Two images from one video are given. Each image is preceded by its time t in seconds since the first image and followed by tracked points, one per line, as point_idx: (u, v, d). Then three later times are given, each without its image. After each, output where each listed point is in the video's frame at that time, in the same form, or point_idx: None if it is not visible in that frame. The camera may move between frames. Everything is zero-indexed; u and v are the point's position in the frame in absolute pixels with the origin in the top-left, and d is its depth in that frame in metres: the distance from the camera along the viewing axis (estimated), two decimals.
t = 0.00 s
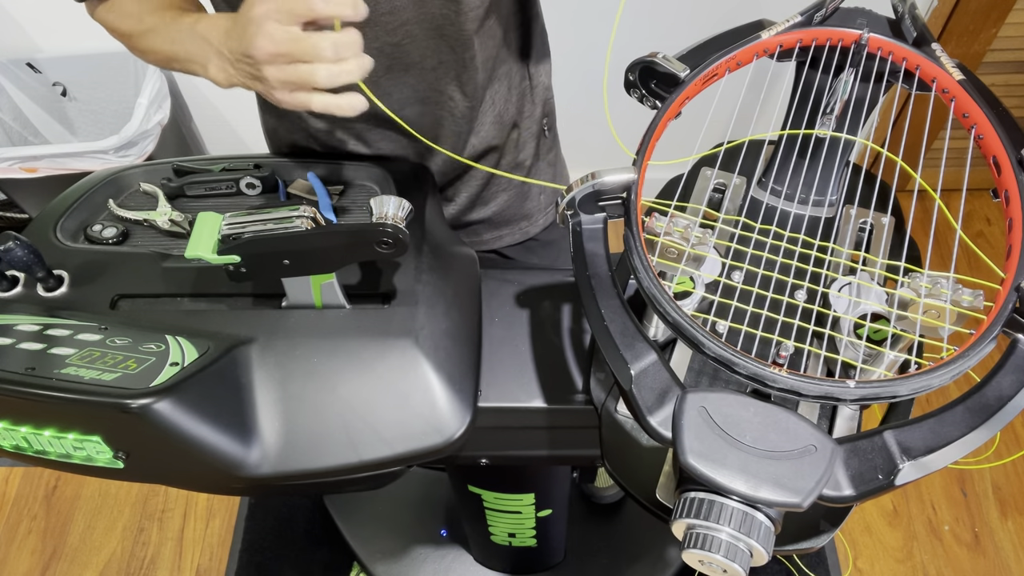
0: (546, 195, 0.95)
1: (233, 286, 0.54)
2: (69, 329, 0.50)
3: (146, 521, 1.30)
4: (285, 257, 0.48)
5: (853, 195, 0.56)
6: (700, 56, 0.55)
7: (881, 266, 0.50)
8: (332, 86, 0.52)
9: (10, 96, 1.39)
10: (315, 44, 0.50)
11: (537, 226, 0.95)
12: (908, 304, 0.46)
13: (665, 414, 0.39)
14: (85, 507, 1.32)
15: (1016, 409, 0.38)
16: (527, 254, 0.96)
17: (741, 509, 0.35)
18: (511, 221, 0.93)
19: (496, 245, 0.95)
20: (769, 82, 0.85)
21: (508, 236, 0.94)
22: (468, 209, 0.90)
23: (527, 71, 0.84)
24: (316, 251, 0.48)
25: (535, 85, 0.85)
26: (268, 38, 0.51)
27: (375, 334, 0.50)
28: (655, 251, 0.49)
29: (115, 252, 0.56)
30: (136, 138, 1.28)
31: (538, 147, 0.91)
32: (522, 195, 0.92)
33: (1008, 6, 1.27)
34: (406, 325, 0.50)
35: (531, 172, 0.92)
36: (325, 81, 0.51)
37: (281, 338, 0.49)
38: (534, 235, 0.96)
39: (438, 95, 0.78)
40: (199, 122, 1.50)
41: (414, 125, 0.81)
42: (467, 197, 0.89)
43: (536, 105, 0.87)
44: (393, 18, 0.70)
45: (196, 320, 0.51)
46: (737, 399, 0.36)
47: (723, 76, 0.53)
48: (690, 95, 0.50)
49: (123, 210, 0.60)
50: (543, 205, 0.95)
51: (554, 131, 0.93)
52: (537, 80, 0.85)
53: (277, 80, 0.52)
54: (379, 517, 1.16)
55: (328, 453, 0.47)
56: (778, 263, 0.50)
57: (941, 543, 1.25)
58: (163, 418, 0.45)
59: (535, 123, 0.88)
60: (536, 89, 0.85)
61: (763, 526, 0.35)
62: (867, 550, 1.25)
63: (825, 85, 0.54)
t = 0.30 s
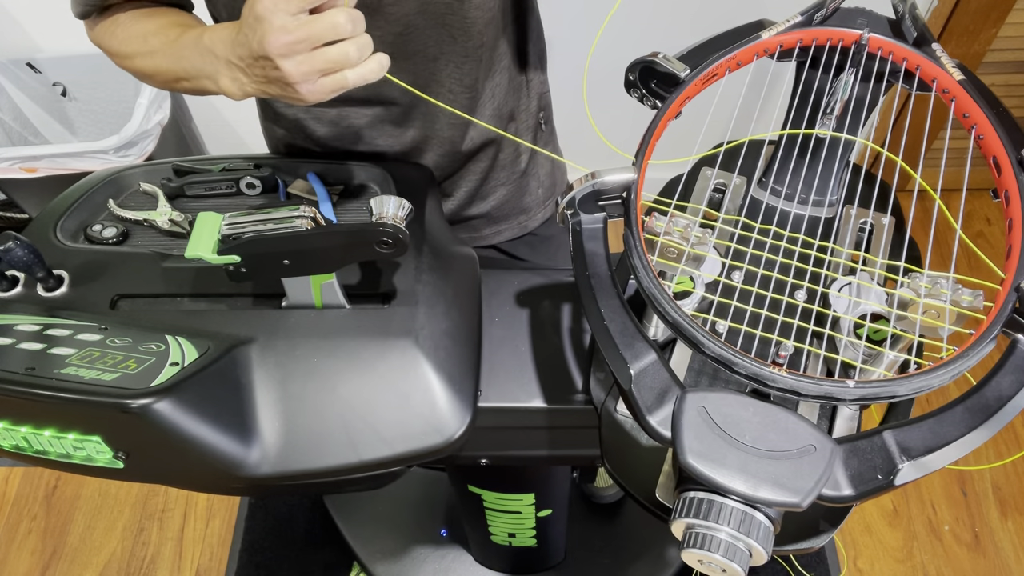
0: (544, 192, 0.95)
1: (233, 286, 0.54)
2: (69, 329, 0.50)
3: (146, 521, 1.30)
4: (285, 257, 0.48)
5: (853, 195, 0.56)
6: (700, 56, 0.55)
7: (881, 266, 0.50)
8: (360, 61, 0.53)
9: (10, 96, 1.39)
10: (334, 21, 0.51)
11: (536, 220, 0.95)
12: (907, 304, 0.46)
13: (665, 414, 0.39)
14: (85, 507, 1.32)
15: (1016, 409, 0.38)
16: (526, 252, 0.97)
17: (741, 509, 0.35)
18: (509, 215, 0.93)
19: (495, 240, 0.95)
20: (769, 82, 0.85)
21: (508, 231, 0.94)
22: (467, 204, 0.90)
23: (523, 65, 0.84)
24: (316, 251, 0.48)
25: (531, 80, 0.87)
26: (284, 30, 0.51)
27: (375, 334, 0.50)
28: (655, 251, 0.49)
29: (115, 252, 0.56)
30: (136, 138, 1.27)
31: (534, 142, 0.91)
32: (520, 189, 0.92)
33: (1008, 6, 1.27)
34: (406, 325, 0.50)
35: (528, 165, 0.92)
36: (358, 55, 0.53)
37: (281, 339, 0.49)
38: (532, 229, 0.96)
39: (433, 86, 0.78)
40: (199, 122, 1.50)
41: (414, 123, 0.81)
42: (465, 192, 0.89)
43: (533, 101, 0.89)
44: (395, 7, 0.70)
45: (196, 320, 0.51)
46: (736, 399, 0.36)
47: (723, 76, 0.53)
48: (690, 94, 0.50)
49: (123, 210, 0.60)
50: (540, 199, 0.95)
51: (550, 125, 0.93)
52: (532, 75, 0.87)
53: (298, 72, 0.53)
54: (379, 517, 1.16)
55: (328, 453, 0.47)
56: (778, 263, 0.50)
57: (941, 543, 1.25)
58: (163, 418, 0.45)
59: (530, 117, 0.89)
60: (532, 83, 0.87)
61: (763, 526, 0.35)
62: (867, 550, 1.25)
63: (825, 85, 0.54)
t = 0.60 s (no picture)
0: (543, 192, 0.95)
1: (232, 285, 0.54)
2: (69, 329, 0.50)
3: (146, 521, 1.30)
4: (285, 257, 0.48)
5: (852, 195, 0.56)
6: (703, 54, 0.55)
7: (881, 266, 0.50)
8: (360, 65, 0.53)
9: (10, 96, 1.39)
10: (333, 32, 0.50)
11: (535, 221, 0.95)
12: (906, 304, 0.46)
13: (662, 412, 0.39)
14: (85, 507, 1.32)
15: (1014, 410, 0.38)
16: (525, 252, 0.96)
17: (737, 507, 0.35)
18: (509, 216, 0.93)
19: (495, 241, 0.94)
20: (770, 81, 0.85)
21: (508, 232, 0.94)
22: (467, 206, 0.90)
23: (522, 64, 0.84)
24: (315, 251, 0.48)
25: (529, 80, 0.86)
26: (283, 42, 0.50)
27: (375, 334, 0.50)
28: (654, 250, 0.49)
29: (114, 252, 0.56)
30: (135, 138, 1.27)
31: (533, 142, 0.91)
32: (520, 190, 0.92)
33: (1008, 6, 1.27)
34: (405, 325, 0.50)
35: (529, 166, 0.92)
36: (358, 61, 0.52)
37: (281, 338, 0.49)
38: (531, 230, 0.96)
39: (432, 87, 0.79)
40: (199, 122, 1.51)
41: (411, 127, 0.82)
42: (465, 193, 0.89)
43: (531, 101, 0.87)
44: (392, 7, 0.72)
45: (195, 320, 0.51)
46: (735, 397, 0.36)
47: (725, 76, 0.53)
48: (692, 93, 0.50)
49: (123, 210, 0.61)
50: (540, 199, 0.95)
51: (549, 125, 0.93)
52: (530, 74, 0.85)
53: (300, 83, 0.53)
54: (379, 518, 1.16)
55: (328, 453, 0.47)
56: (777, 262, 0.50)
57: (941, 543, 1.25)
58: (163, 418, 0.45)
59: (530, 118, 0.88)
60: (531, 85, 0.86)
61: (759, 525, 0.35)
62: (867, 550, 1.25)
63: (827, 85, 0.54)
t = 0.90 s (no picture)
0: (543, 192, 0.95)
1: (232, 285, 0.54)
2: (69, 329, 0.50)
3: (146, 521, 1.30)
4: (285, 257, 0.48)
5: (853, 194, 0.56)
6: (704, 54, 0.55)
7: (881, 266, 0.50)
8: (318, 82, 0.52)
9: (10, 96, 1.39)
10: (288, 44, 0.50)
11: (535, 221, 0.95)
12: (904, 304, 0.46)
13: (659, 410, 0.39)
14: (85, 507, 1.32)
15: (1012, 411, 0.38)
16: (524, 252, 0.96)
17: (733, 505, 0.35)
18: (509, 217, 0.93)
19: (495, 241, 0.94)
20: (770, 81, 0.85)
21: (507, 233, 0.94)
22: (468, 206, 0.90)
23: (521, 64, 0.84)
24: (314, 251, 0.48)
25: (530, 81, 0.86)
26: (238, 55, 0.51)
27: (375, 333, 0.50)
28: (653, 249, 0.49)
29: (114, 252, 0.56)
30: (135, 138, 1.27)
31: (533, 142, 0.91)
32: (520, 190, 0.92)
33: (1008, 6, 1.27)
34: (405, 325, 0.50)
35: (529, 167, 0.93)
36: (318, 76, 0.52)
37: (281, 338, 0.49)
38: (531, 230, 0.95)
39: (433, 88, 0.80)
40: (199, 123, 1.51)
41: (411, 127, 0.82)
42: (467, 193, 0.88)
43: (531, 102, 0.87)
44: (393, 8, 0.72)
45: (196, 320, 0.51)
46: (732, 396, 0.36)
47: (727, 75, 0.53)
48: (693, 93, 0.50)
49: (122, 210, 0.60)
50: (539, 199, 0.94)
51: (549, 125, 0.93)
52: (530, 74, 0.85)
53: (262, 94, 0.53)
54: (379, 518, 1.16)
55: (327, 452, 0.47)
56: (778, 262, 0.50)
57: (941, 543, 1.25)
58: (163, 418, 0.45)
59: (530, 118, 0.88)
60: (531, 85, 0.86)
61: (755, 523, 0.35)
62: (866, 550, 1.25)
63: (828, 85, 0.54)
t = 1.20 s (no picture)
0: (545, 192, 0.95)
1: (232, 285, 0.54)
2: (69, 329, 0.50)
3: (146, 521, 1.30)
4: (285, 257, 0.48)
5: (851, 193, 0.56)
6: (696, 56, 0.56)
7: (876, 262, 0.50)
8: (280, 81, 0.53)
9: (10, 96, 1.40)
10: (249, 44, 0.50)
11: (536, 221, 0.94)
12: (913, 301, 0.46)
13: (674, 419, 0.39)
14: (85, 507, 1.32)
15: None
16: (526, 252, 0.96)
17: (753, 513, 0.35)
18: (511, 216, 0.93)
19: (497, 241, 0.94)
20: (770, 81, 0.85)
21: (508, 232, 0.94)
22: (469, 205, 0.90)
23: (522, 63, 0.84)
24: (314, 251, 0.48)
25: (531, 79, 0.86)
26: (199, 55, 0.52)
27: (375, 334, 0.50)
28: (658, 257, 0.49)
29: (114, 252, 0.56)
30: (135, 138, 1.27)
31: (534, 142, 0.91)
32: (522, 189, 0.92)
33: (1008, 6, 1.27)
34: (406, 325, 0.50)
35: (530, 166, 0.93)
36: (280, 76, 0.53)
37: (280, 338, 0.49)
38: (533, 229, 0.95)
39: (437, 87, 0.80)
40: (199, 123, 1.51)
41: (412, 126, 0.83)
42: (468, 192, 0.88)
43: (533, 101, 0.87)
44: (395, 8, 0.72)
45: (196, 320, 0.51)
46: (745, 402, 0.36)
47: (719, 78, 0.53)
48: (687, 97, 0.50)
49: (122, 210, 0.61)
50: (541, 199, 0.94)
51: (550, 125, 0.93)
52: (532, 74, 0.86)
53: (226, 93, 0.54)
54: (379, 518, 1.16)
55: (327, 452, 0.47)
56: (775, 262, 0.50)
57: (941, 543, 1.25)
58: (163, 418, 0.45)
59: (531, 118, 0.88)
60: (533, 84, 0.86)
61: (775, 530, 0.35)
62: (867, 550, 1.25)
63: (820, 84, 0.54)
